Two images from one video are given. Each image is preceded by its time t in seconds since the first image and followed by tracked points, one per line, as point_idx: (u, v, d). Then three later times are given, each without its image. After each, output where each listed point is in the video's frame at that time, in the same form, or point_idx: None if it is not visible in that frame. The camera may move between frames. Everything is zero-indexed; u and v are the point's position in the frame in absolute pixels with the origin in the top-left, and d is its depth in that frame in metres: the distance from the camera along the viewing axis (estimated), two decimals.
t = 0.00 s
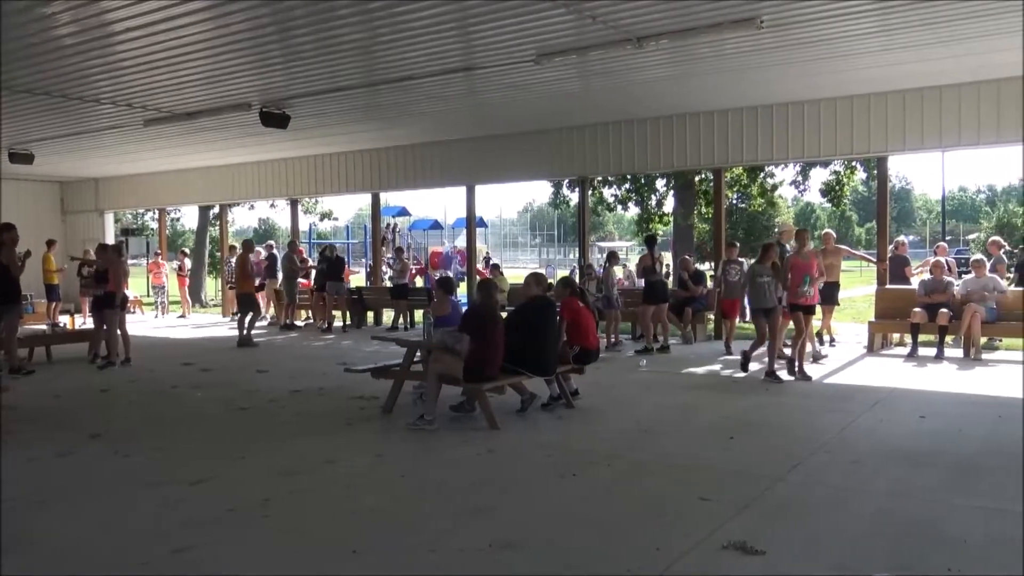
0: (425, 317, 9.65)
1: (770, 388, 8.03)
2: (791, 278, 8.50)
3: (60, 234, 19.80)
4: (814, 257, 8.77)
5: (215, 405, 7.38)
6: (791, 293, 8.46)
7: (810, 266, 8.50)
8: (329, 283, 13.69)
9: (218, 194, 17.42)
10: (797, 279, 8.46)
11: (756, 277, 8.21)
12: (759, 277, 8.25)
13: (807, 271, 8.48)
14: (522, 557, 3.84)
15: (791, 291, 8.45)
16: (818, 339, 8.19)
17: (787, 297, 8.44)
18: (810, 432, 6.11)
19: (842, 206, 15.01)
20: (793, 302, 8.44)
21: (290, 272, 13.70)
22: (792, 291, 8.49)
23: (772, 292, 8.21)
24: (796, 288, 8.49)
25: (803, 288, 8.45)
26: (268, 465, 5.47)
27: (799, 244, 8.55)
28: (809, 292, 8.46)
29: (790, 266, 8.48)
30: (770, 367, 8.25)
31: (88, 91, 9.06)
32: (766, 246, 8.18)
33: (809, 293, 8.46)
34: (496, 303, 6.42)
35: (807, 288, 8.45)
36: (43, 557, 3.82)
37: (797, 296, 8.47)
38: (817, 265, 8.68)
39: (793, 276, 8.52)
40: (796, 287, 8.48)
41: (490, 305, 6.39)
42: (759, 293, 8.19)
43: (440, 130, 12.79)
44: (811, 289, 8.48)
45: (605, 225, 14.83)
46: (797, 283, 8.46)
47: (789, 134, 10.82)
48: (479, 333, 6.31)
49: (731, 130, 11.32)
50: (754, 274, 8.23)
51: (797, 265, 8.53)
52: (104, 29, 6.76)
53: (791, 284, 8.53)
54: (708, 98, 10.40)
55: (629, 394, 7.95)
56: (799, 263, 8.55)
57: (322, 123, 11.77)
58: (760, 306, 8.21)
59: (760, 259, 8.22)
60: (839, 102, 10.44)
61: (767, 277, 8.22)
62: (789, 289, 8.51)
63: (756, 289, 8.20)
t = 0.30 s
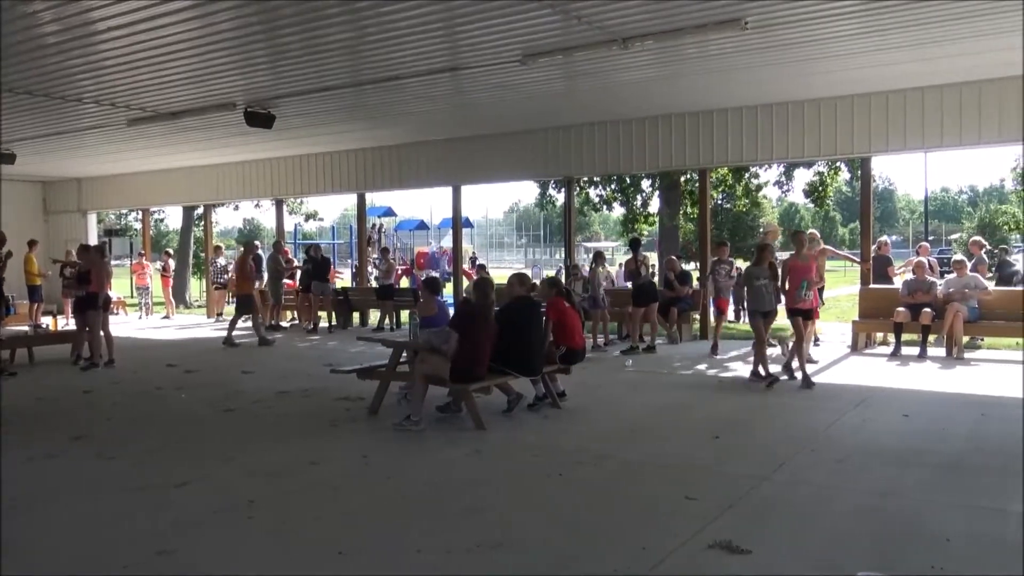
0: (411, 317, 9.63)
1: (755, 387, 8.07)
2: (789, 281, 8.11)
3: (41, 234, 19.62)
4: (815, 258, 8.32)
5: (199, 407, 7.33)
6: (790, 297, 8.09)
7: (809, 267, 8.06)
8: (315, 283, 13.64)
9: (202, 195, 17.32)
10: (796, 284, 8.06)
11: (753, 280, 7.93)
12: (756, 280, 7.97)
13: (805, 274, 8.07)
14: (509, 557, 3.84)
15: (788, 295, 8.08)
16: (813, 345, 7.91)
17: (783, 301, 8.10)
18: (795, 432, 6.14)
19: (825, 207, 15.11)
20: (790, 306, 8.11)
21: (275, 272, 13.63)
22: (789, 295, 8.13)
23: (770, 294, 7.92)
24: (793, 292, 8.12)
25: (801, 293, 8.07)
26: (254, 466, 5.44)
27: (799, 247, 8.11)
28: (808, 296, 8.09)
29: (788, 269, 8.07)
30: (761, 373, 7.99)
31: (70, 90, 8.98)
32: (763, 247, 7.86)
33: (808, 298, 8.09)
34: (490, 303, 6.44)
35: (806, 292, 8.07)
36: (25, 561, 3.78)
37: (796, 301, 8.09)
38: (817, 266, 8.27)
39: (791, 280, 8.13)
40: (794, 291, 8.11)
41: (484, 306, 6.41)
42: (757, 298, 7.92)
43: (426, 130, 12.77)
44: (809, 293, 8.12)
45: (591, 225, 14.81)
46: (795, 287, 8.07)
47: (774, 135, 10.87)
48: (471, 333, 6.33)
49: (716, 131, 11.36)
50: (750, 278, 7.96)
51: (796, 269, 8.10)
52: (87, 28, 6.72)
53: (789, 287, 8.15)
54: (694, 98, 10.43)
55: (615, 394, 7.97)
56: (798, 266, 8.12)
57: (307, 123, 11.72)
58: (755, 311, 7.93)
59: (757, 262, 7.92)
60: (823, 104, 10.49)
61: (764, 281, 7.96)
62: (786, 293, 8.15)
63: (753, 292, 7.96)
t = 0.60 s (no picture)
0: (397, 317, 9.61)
1: (740, 387, 8.11)
2: (790, 281, 7.81)
3: (23, 235, 19.43)
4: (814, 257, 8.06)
5: (184, 408, 7.28)
6: (790, 297, 7.81)
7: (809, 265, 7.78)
8: (300, 284, 13.57)
9: (185, 195, 17.21)
10: (797, 282, 7.75)
11: (748, 281, 7.75)
12: (751, 281, 7.78)
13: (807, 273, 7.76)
14: (496, 557, 3.84)
15: (789, 296, 7.78)
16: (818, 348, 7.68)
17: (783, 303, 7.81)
18: (779, 431, 6.17)
19: (809, 207, 15.21)
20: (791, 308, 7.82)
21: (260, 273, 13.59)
22: (790, 296, 7.82)
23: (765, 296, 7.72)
24: (794, 292, 7.80)
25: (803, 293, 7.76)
26: (239, 468, 5.42)
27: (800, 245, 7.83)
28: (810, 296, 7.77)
29: (788, 269, 7.78)
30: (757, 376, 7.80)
31: (52, 89, 8.90)
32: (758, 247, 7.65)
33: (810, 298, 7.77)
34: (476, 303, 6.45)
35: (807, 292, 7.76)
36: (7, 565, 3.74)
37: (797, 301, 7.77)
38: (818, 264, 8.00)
39: (792, 279, 7.82)
40: (795, 291, 7.80)
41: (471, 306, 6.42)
42: (754, 299, 7.73)
43: (412, 130, 12.74)
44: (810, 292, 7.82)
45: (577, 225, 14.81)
46: (797, 286, 7.75)
47: (759, 135, 10.92)
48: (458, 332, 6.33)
49: (701, 131, 11.40)
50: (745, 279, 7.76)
51: (797, 268, 7.80)
52: (69, 27, 6.66)
53: (791, 287, 7.83)
54: (680, 99, 10.46)
55: (601, 394, 7.98)
56: (800, 265, 7.81)
57: (292, 123, 11.67)
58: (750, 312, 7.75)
59: (753, 262, 7.71)
60: (807, 104, 10.55)
61: (759, 281, 7.76)
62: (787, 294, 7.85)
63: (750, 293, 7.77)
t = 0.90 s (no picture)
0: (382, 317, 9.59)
1: (725, 387, 8.14)
2: (797, 282, 7.53)
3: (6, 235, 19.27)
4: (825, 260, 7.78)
5: (168, 409, 7.24)
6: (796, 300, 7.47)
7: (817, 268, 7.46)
8: (286, 284, 13.51)
9: (170, 194, 17.11)
10: (806, 284, 7.46)
11: (748, 283, 7.47)
12: (751, 284, 7.50)
13: (815, 274, 7.47)
14: (483, 558, 3.84)
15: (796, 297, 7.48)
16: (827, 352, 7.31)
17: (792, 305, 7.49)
18: (764, 430, 6.20)
19: (794, 208, 15.30)
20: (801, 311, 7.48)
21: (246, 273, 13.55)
22: (798, 298, 7.50)
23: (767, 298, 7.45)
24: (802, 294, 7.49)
25: (811, 294, 7.44)
26: (224, 469, 5.39)
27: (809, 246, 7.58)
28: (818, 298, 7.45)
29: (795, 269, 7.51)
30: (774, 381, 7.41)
31: (35, 88, 8.83)
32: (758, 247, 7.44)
33: (818, 299, 7.44)
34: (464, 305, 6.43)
35: (815, 293, 7.45)
36: None
37: (805, 302, 7.45)
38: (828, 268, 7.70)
39: (800, 280, 7.53)
40: (803, 292, 7.49)
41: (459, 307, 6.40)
42: (755, 302, 7.42)
43: (399, 130, 12.71)
44: (819, 294, 7.50)
45: (564, 225, 14.84)
46: (806, 287, 7.45)
47: (745, 135, 10.96)
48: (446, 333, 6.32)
49: (688, 132, 11.43)
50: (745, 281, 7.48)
51: (805, 269, 7.52)
52: (53, 25, 6.60)
53: (799, 288, 7.53)
54: (667, 100, 10.49)
55: (587, 394, 7.99)
56: (807, 266, 7.53)
57: (278, 123, 11.62)
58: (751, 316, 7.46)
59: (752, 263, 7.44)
60: (793, 105, 10.59)
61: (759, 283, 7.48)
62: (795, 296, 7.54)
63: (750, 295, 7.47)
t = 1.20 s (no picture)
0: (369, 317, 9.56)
1: (712, 386, 8.17)
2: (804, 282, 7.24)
3: None
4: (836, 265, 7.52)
5: (154, 410, 7.19)
6: (804, 302, 7.21)
7: (825, 268, 7.26)
8: (272, 284, 13.46)
9: (156, 194, 17.01)
10: (814, 284, 7.16)
11: (751, 282, 7.24)
12: (755, 283, 7.26)
13: (822, 274, 7.19)
14: (471, 557, 3.84)
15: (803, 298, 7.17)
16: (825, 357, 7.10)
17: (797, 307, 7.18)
18: (750, 429, 6.22)
19: (781, 209, 15.37)
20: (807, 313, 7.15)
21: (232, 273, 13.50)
22: (806, 300, 7.19)
23: (769, 298, 7.15)
24: (810, 295, 7.18)
25: (819, 295, 7.13)
26: (211, 470, 5.37)
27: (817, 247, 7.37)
28: (826, 299, 7.12)
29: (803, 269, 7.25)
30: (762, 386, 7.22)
31: (18, 87, 8.76)
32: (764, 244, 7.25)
33: (825, 301, 7.12)
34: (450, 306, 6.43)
35: (823, 294, 7.13)
36: None
37: (812, 303, 7.14)
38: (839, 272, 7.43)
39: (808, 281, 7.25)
40: (810, 293, 7.18)
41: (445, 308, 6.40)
42: (757, 301, 7.18)
43: (385, 130, 12.69)
44: (830, 296, 7.20)
45: (551, 225, 14.89)
46: (813, 288, 7.15)
47: (732, 136, 11.00)
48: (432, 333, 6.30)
49: (675, 132, 11.46)
50: (748, 279, 7.26)
51: (813, 269, 7.25)
52: (37, 23, 6.55)
53: (807, 289, 7.23)
54: (653, 100, 10.52)
55: (575, 394, 7.99)
56: (815, 266, 7.26)
57: (264, 122, 11.57)
58: (753, 315, 7.22)
59: (757, 261, 7.23)
60: (778, 106, 10.64)
61: (762, 282, 7.25)
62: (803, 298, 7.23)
63: (751, 295, 7.21)
